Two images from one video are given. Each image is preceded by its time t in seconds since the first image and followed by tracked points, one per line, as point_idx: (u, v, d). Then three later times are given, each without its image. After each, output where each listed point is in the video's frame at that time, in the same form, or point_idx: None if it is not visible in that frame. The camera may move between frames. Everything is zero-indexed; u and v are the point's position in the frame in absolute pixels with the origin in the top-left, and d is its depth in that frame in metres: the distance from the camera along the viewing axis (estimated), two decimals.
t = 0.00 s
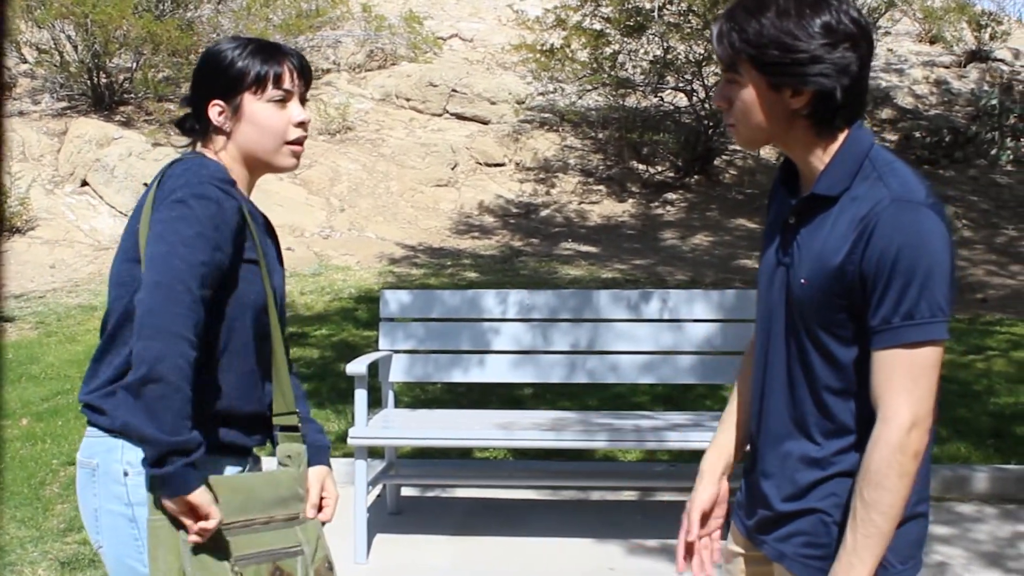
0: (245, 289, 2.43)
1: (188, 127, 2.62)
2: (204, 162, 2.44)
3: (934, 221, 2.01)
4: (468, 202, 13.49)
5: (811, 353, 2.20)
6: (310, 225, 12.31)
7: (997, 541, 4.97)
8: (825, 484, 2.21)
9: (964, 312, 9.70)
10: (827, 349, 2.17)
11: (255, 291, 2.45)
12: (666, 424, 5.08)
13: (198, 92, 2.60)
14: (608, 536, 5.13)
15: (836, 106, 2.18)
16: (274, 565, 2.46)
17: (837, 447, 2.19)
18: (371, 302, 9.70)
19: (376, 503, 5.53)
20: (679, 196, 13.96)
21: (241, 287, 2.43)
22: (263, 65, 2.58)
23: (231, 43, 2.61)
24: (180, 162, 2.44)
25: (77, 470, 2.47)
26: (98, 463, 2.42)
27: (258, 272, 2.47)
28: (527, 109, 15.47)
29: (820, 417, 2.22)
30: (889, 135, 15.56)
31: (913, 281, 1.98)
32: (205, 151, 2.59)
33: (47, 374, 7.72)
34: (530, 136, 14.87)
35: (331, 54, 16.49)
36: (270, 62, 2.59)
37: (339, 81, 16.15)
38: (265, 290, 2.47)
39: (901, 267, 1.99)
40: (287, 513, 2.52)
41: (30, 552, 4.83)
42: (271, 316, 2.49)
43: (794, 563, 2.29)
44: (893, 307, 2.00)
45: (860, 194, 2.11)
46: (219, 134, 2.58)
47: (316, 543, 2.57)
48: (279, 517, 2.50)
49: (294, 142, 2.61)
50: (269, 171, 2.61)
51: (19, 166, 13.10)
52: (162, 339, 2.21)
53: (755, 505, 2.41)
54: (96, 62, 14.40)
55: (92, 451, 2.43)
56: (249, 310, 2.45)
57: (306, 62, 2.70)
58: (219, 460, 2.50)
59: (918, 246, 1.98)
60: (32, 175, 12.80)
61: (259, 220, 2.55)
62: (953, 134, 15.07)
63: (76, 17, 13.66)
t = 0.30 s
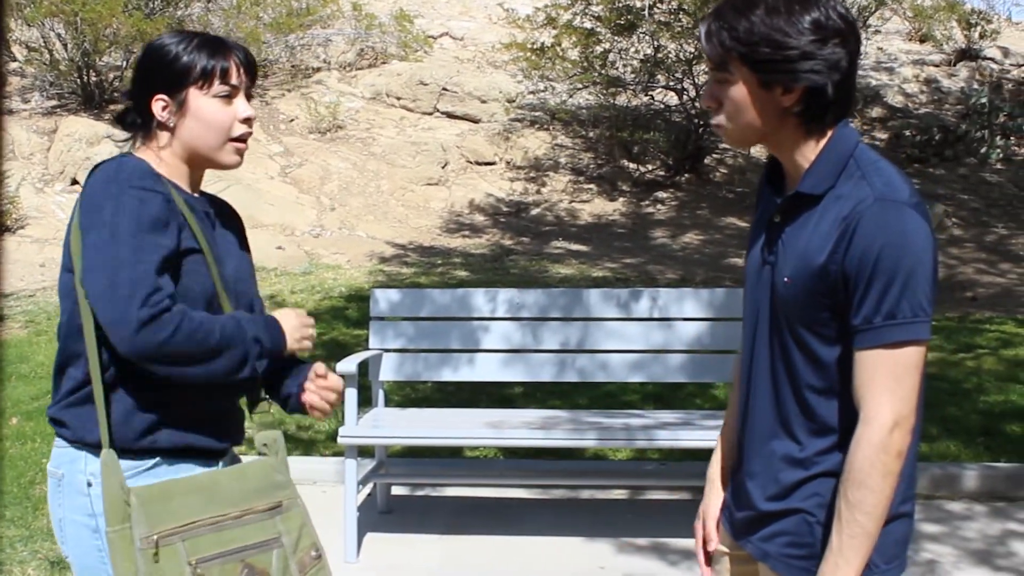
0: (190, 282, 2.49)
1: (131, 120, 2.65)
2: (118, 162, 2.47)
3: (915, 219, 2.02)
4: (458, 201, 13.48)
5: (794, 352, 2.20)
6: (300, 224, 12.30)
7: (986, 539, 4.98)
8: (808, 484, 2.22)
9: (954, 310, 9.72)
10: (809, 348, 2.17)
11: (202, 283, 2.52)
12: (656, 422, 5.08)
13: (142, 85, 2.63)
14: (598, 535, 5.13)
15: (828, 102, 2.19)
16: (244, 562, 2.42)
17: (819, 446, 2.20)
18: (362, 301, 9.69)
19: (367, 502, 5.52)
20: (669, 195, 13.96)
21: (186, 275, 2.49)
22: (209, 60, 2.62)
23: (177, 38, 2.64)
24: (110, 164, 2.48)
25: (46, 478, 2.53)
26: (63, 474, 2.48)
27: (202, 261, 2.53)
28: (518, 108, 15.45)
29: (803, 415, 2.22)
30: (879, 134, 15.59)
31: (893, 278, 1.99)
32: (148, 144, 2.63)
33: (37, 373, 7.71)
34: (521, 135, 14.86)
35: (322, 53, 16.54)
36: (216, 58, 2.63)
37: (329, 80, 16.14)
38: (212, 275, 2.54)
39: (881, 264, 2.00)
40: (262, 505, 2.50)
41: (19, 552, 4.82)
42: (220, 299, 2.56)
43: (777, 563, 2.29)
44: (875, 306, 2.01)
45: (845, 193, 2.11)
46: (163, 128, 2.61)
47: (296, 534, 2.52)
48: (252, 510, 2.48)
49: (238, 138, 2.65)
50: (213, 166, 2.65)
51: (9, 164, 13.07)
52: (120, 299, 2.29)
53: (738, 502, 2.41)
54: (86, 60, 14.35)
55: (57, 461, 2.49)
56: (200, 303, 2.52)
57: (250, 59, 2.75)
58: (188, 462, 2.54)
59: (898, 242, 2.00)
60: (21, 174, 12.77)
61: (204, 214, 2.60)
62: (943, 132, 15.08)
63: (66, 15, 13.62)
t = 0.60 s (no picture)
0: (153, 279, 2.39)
1: (74, 122, 2.48)
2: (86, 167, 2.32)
3: (911, 221, 2.01)
4: (452, 203, 13.49)
5: (787, 355, 2.19)
6: (295, 225, 12.29)
7: (979, 543, 4.99)
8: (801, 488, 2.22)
9: (947, 314, 9.75)
10: (803, 351, 2.16)
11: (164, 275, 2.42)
12: (650, 425, 5.08)
13: (84, 83, 2.47)
14: (592, 538, 5.14)
15: (826, 102, 2.17)
16: None
17: (813, 451, 2.19)
18: (356, 302, 9.69)
19: (360, 504, 5.52)
20: (664, 198, 13.97)
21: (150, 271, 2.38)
22: (155, 59, 2.46)
23: (121, 35, 2.48)
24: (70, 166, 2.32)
25: None
26: (13, 482, 2.35)
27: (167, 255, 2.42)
28: (513, 110, 15.47)
29: (797, 417, 2.21)
30: (873, 138, 15.65)
31: (890, 280, 1.98)
32: (96, 148, 2.47)
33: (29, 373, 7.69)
34: (516, 137, 14.87)
35: (316, 54, 16.52)
36: (163, 55, 2.48)
37: (324, 81, 16.14)
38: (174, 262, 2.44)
39: (878, 264, 1.99)
40: (218, 523, 2.39)
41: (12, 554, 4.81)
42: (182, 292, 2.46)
43: (766, 568, 2.29)
44: (871, 309, 1.99)
45: (841, 196, 2.11)
46: (109, 131, 2.45)
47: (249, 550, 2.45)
48: (210, 529, 2.37)
49: (187, 138, 2.49)
50: (163, 167, 2.50)
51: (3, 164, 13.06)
52: (139, 269, 2.21)
53: (730, 506, 2.41)
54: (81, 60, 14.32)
55: (6, 470, 2.36)
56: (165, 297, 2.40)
57: (201, 58, 2.59)
58: (144, 472, 2.36)
59: (896, 242, 1.98)
60: (15, 174, 12.76)
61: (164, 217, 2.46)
62: (937, 136, 15.12)
63: (60, 15, 13.60)
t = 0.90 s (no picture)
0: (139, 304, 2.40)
1: (48, 124, 2.52)
2: (70, 187, 2.34)
3: (892, 222, 1.91)
4: (456, 206, 13.50)
5: (776, 359, 2.09)
6: (299, 228, 12.30)
7: (984, 548, 4.99)
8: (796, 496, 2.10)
9: (952, 318, 9.75)
10: (791, 355, 2.05)
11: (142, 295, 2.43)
12: (655, 429, 5.08)
13: (59, 84, 2.47)
14: (595, 541, 5.14)
15: (811, 111, 2.08)
16: None
17: (805, 457, 2.08)
18: (361, 305, 9.70)
19: (365, 508, 5.52)
20: (668, 201, 13.96)
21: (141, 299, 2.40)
22: (133, 59, 2.48)
23: (97, 36, 2.50)
24: (52, 185, 2.34)
25: None
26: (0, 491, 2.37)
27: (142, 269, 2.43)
28: (518, 114, 15.48)
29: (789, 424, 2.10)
30: (878, 142, 15.69)
31: (872, 279, 1.88)
32: (73, 151, 2.49)
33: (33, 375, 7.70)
34: (520, 140, 14.87)
35: (321, 57, 16.55)
36: (141, 56, 2.49)
37: (328, 84, 16.17)
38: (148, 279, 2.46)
39: (862, 264, 1.89)
40: (198, 526, 2.43)
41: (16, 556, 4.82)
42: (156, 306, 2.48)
43: None
44: (855, 308, 1.89)
45: (825, 199, 2.01)
46: (86, 133, 2.47)
47: (229, 548, 2.47)
48: (189, 533, 2.40)
49: (165, 138, 2.52)
50: (140, 170, 2.52)
51: (8, 167, 13.09)
52: (98, 317, 2.26)
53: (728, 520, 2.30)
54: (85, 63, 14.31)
55: None
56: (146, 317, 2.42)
57: (177, 56, 2.61)
58: (130, 480, 2.42)
59: (879, 241, 1.89)
60: (20, 176, 12.79)
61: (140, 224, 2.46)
62: (941, 140, 15.11)
63: (66, 19, 13.62)
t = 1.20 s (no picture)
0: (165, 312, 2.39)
1: (68, 125, 2.49)
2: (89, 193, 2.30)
3: (882, 219, 1.91)
4: (473, 209, 13.51)
5: (765, 354, 2.08)
6: (316, 232, 12.32)
7: (1004, 552, 4.97)
8: (779, 493, 2.09)
9: (970, 321, 9.72)
10: (779, 350, 2.04)
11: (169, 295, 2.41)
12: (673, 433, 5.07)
13: (79, 86, 2.47)
14: (614, 545, 5.13)
15: (809, 111, 2.09)
16: None
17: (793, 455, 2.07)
18: (378, 308, 9.70)
19: (383, 511, 5.53)
20: (685, 204, 13.94)
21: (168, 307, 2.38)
22: (154, 62, 2.48)
23: (117, 39, 2.49)
24: (72, 191, 2.31)
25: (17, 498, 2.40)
26: (38, 493, 2.35)
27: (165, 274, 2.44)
28: (534, 117, 15.45)
29: (776, 421, 2.09)
30: (895, 144, 15.69)
31: (859, 274, 1.88)
32: (93, 152, 2.47)
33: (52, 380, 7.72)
34: (537, 144, 14.87)
35: (337, 62, 16.62)
36: (161, 58, 2.49)
37: (345, 88, 16.20)
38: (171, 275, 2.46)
39: (849, 259, 1.89)
40: (228, 532, 2.43)
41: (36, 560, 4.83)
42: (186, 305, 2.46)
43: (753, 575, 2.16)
44: (843, 303, 1.89)
45: (816, 197, 2.00)
46: (107, 134, 2.45)
47: (256, 555, 2.49)
48: (221, 539, 2.41)
49: (184, 142, 2.51)
50: (160, 173, 2.51)
51: (27, 171, 13.15)
52: (127, 318, 2.24)
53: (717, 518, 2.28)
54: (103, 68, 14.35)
55: (31, 480, 2.36)
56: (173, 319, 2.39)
57: (196, 60, 2.62)
58: (164, 482, 2.40)
59: (868, 237, 1.89)
60: (39, 181, 12.84)
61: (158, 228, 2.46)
62: (959, 142, 15.08)
63: (84, 24, 13.67)
